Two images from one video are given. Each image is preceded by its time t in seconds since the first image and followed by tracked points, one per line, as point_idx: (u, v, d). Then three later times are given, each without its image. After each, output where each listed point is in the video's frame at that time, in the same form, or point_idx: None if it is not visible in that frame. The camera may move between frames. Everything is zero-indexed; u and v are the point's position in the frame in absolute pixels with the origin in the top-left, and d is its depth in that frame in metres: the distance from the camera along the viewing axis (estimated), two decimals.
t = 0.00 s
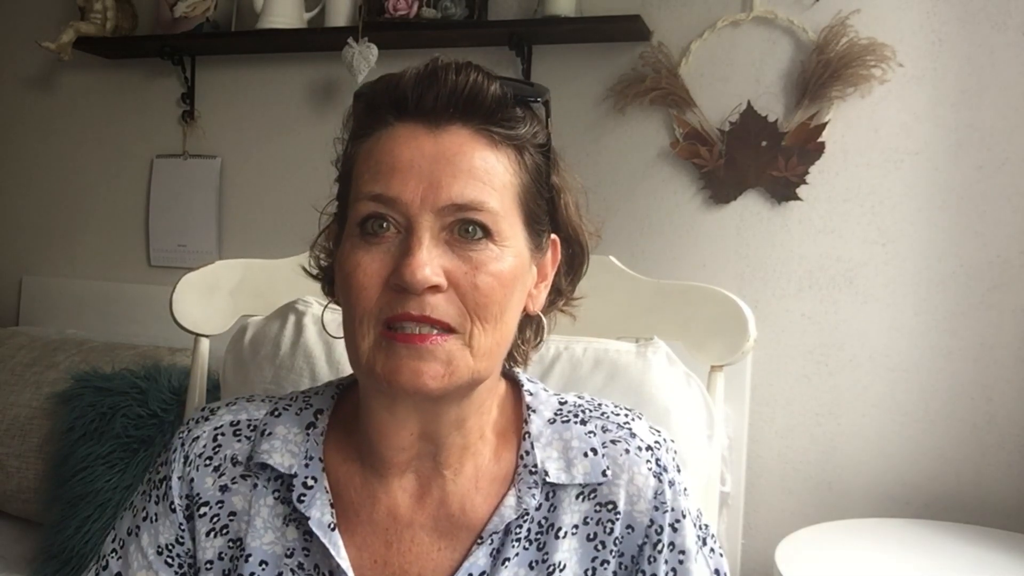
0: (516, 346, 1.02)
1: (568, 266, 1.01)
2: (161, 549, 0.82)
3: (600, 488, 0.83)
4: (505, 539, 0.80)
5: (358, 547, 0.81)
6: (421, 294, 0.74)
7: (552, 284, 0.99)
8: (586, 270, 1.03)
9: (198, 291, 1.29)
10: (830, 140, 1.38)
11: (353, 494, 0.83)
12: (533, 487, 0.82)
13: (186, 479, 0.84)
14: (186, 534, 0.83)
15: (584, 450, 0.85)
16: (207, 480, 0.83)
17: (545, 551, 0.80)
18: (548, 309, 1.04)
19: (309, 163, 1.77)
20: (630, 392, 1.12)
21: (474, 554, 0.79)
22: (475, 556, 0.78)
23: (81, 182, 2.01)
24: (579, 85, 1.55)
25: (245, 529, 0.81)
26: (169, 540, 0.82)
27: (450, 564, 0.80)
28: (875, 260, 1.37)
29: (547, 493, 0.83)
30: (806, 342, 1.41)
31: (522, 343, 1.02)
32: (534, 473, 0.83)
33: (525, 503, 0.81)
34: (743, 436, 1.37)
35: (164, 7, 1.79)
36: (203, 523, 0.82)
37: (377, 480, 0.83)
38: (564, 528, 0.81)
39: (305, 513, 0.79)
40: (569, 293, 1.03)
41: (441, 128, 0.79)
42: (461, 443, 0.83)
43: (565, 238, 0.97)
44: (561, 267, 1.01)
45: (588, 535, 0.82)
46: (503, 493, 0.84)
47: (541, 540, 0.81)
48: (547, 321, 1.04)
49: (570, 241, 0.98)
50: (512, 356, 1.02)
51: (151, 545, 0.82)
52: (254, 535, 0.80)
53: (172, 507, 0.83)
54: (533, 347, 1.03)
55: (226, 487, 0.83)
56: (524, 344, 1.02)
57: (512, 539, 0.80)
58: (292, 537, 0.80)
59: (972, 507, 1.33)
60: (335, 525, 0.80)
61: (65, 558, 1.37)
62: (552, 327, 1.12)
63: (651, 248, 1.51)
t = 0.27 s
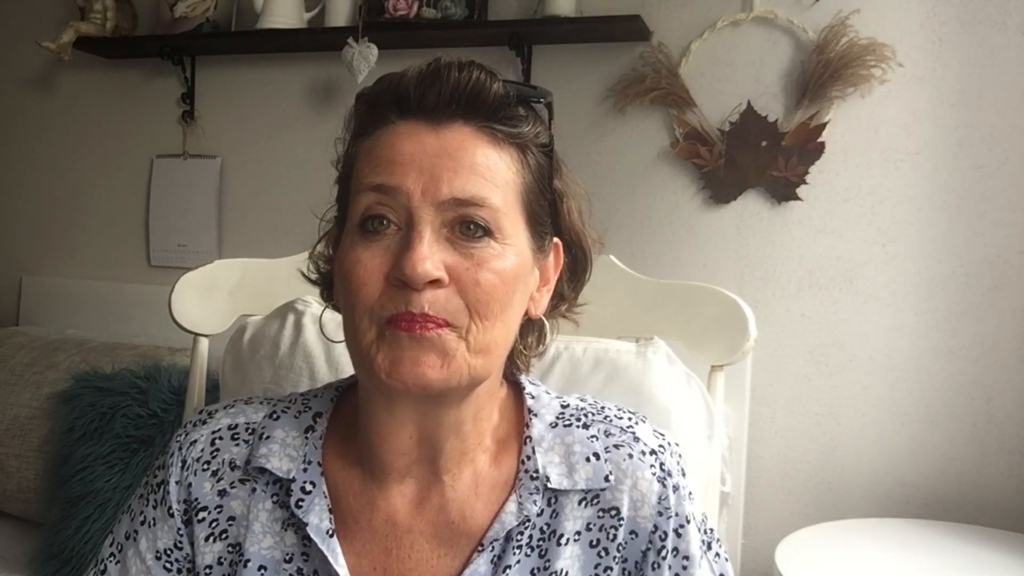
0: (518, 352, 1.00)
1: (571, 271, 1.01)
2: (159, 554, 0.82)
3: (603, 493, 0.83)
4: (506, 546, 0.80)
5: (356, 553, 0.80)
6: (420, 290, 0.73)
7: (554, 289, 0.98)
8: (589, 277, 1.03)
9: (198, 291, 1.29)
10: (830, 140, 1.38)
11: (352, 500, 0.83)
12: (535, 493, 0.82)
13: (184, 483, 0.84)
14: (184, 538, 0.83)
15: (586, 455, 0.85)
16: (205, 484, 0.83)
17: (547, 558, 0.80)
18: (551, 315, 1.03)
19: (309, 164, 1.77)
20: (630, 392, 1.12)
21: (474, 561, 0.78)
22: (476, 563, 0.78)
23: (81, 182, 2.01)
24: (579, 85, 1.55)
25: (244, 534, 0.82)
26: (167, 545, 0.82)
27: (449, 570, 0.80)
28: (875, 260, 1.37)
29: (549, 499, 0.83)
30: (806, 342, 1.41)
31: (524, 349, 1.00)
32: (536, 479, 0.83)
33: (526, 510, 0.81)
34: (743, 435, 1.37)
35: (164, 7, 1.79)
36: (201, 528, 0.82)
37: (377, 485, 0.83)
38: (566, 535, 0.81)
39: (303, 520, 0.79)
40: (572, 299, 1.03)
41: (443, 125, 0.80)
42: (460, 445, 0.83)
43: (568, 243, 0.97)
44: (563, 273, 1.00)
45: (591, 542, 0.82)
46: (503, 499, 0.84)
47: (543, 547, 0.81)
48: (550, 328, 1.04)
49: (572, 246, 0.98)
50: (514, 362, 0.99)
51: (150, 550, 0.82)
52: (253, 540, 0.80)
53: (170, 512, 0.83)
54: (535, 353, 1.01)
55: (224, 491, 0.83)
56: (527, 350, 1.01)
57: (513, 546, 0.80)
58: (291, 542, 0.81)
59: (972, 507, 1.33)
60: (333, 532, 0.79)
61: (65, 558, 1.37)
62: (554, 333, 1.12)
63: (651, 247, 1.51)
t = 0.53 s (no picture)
0: (516, 358, 0.98)
1: (571, 278, 1.00)
2: (153, 560, 0.82)
3: (603, 497, 0.83)
4: (506, 552, 0.80)
5: (354, 559, 0.80)
6: (419, 294, 0.73)
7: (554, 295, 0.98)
8: (589, 281, 1.02)
9: (197, 291, 1.29)
10: (830, 140, 1.39)
11: (349, 505, 0.83)
12: (535, 498, 0.82)
13: (176, 489, 0.83)
14: (178, 544, 0.83)
15: (586, 459, 0.85)
16: (198, 490, 0.83)
17: (547, 563, 0.80)
18: (551, 322, 1.03)
19: (309, 164, 1.77)
20: (630, 392, 1.12)
21: (474, 567, 0.78)
22: (476, 569, 0.78)
23: (80, 182, 2.01)
24: (579, 85, 1.55)
25: (239, 540, 0.82)
26: (160, 552, 0.82)
27: None
28: (874, 260, 1.37)
29: (549, 503, 0.83)
30: (806, 342, 1.42)
31: (522, 356, 0.99)
32: (536, 483, 0.83)
33: (526, 515, 0.81)
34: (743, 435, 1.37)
35: (164, 7, 1.79)
36: (195, 534, 0.82)
37: (375, 492, 0.83)
38: (567, 539, 0.81)
39: (299, 526, 0.79)
40: (571, 306, 1.03)
41: (443, 128, 0.80)
42: (458, 451, 0.83)
43: (569, 248, 0.97)
44: (562, 278, 1.00)
45: (592, 546, 0.82)
46: (502, 504, 0.84)
47: (544, 551, 0.81)
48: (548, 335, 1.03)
49: (573, 252, 0.98)
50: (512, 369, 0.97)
51: (143, 557, 0.82)
52: (248, 547, 0.80)
53: (164, 518, 0.83)
54: (534, 359, 1.01)
55: (217, 497, 0.83)
56: (526, 357, 1.00)
57: (513, 551, 0.80)
58: (286, 548, 0.81)
59: (972, 507, 1.33)
60: (330, 538, 0.79)
61: (65, 558, 1.37)
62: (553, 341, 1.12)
63: (651, 248, 1.51)
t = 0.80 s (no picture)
0: (513, 361, 0.96)
1: (569, 281, 1.01)
2: (149, 560, 0.82)
3: (604, 498, 0.83)
4: (505, 551, 0.80)
5: (351, 558, 0.80)
6: (416, 294, 0.73)
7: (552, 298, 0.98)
8: (587, 287, 1.02)
9: (197, 291, 1.29)
10: (830, 140, 1.39)
11: (347, 504, 0.83)
12: (535, 497, 0.82)
13: (172, 488, 0.83)
14: (174, 544, 0.83)
15: (587, 458, 0.85)
16: (194, 489, 0.83)
17: (547, 563, 0.80)
18: (549, 326, 1.03)
19: (309, 163, 1.77)
20: (630, 392, 1.12)
21: (473, 566, 0.78)
22: (475, 568, 0.78)
23: (80, 182, 2.01)
24: (579, 85, 1.55)
25: (235, 539, 0.82)
26: (156, 552, 0.82)
27: None
28: (874, 260, 1.37)
29: (550, 503, 0.83)
30: (806, 342, 1.42)
31: (520, 360, 0.97)
32: (536, 482, 0.83)
33: (526, 514, 0.81)
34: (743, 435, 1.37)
35: (164, 7, 1.79)
36: (191, 533, 0.82)
37: (374, 490, 0.83)
38: (567, 539, 0.81)
39: (297, 523, 0.79)
40: (569, 309, 1.03)
41: (443, 129, 0.80)
42: (456, 451, 0.83)
43: (566, 252, 0.97)
44: (560, 283, 1.00)
45: (592, 546, 0.82)
46: (502, 503, 0.84)
47: (543, 551, 0.81)
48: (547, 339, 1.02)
49: (570, 256, 0.97)
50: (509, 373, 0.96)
51: (139, 556, 0.82)
52: (244, 545, 0.80)
53: (160, 517, 0.83)
54: (532, 364, 0.98)
55: (213, 496, 0.83)
56: (524, 361, 0.97)
57: (513, 550, 0.80)
58: (283, 546, 0.80)
59: (972, 507, 1.33)
60: (328, 536, 0.79)
61: (65, 559, 1.37)
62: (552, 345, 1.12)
63: (651, 248, 1.51)
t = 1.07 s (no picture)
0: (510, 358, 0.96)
1: (564, 282, 1.00)
2: (145, 555, 0.82)
3: (606, 493, 0.83)
4: (506, 545, 0.80)
5: (351, 551, 0.80)
6: (413, 288, 0.73)
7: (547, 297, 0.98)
8: (582, 283, 1.02)
9: (197, 291, 1.29)
10: (830, 140, 1.38)
11: (347, 498, 0.83)
12: (536, 492, 0.82)
13: (169, 483, 0.83)
14: (170, 539, 0.83)
15: (588, 454, 0.85)
16: (191, 484, 0.83)
17: (549, 558, 0.80)
18: (544, 324, 1.03)
19: (309, 163, 1.77)
20: (630, 392, 1.12)
21: (474, 559, 0.78)
22: (475, 561, 0.78)
23: (81, 182, 2.01)
24: (579, 85, 1.55)
25: (233, 534, 0.81)
26: (153, 547, 0.82)
27: (449, 568, 0.80)
28: (874, 260, 1.37)
29: (552, 498, 0.83)
30: (806, 342, 1.42)
31: (517, 357, 0.96)
32: (538, 477, 0.83)
33: (527, 509, 0.81)
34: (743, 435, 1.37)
35: (164, 7, 1.79)
36: (187, 528, 0.82)
37: (374, 484, 0.83)
38: (569, 534, 0.81)
39: (297, 516, 0.79)
40: (564, 307, 1.02)
41: (437, 127, 0.80)
42: (453, 445, 0.83)
43: (560, 253, 0.97)
44: (555, 283, 1.00)
45: (594, 542, 0.82)
46: (503, 496, 0.84)
47: (545, 546, 0.81)
48: (544, 338, 1.02)
49: (564, 256, 0.97)
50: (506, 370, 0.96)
51: (135, 552, 0.82)
52: (243, 540, 0.80)
53: (156, 512, 0.83)
54: (528, 362, 0.97)
55: (211, 491, 0.83)
56: (520, 359, 0.96)
57: (514, 545, 0.80)
58: (281, 541, 0.80)
59: (972, 507, 1.33)
60: (328, 528, 0.79)
61: (65, 558, 1.37)
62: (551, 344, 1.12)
63: (651, 248, 1.51)
